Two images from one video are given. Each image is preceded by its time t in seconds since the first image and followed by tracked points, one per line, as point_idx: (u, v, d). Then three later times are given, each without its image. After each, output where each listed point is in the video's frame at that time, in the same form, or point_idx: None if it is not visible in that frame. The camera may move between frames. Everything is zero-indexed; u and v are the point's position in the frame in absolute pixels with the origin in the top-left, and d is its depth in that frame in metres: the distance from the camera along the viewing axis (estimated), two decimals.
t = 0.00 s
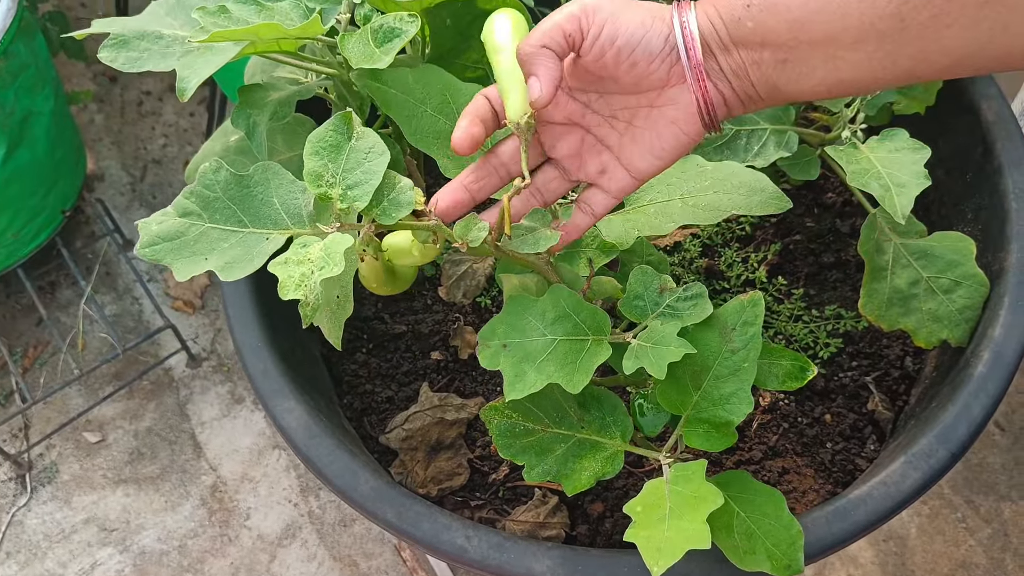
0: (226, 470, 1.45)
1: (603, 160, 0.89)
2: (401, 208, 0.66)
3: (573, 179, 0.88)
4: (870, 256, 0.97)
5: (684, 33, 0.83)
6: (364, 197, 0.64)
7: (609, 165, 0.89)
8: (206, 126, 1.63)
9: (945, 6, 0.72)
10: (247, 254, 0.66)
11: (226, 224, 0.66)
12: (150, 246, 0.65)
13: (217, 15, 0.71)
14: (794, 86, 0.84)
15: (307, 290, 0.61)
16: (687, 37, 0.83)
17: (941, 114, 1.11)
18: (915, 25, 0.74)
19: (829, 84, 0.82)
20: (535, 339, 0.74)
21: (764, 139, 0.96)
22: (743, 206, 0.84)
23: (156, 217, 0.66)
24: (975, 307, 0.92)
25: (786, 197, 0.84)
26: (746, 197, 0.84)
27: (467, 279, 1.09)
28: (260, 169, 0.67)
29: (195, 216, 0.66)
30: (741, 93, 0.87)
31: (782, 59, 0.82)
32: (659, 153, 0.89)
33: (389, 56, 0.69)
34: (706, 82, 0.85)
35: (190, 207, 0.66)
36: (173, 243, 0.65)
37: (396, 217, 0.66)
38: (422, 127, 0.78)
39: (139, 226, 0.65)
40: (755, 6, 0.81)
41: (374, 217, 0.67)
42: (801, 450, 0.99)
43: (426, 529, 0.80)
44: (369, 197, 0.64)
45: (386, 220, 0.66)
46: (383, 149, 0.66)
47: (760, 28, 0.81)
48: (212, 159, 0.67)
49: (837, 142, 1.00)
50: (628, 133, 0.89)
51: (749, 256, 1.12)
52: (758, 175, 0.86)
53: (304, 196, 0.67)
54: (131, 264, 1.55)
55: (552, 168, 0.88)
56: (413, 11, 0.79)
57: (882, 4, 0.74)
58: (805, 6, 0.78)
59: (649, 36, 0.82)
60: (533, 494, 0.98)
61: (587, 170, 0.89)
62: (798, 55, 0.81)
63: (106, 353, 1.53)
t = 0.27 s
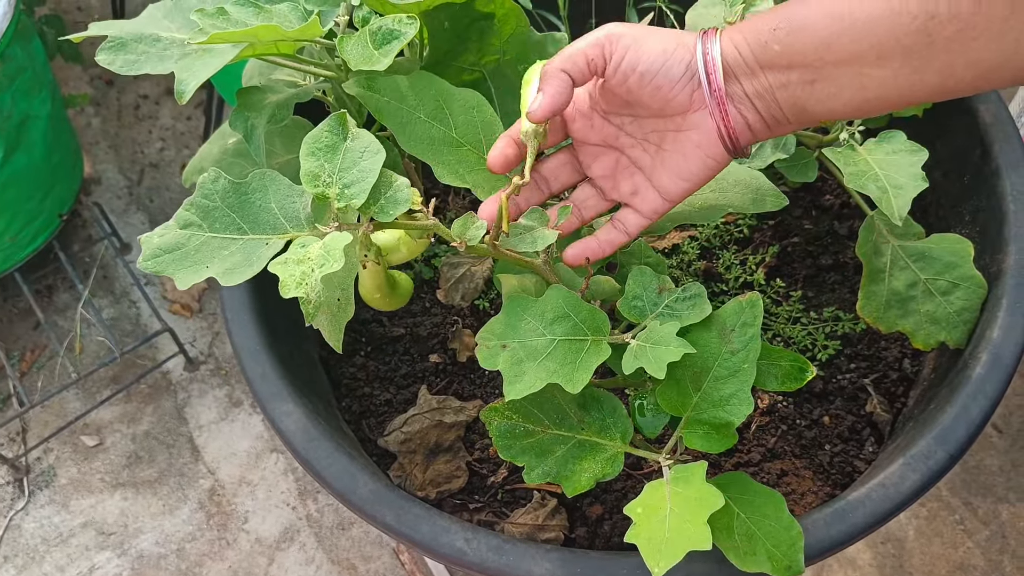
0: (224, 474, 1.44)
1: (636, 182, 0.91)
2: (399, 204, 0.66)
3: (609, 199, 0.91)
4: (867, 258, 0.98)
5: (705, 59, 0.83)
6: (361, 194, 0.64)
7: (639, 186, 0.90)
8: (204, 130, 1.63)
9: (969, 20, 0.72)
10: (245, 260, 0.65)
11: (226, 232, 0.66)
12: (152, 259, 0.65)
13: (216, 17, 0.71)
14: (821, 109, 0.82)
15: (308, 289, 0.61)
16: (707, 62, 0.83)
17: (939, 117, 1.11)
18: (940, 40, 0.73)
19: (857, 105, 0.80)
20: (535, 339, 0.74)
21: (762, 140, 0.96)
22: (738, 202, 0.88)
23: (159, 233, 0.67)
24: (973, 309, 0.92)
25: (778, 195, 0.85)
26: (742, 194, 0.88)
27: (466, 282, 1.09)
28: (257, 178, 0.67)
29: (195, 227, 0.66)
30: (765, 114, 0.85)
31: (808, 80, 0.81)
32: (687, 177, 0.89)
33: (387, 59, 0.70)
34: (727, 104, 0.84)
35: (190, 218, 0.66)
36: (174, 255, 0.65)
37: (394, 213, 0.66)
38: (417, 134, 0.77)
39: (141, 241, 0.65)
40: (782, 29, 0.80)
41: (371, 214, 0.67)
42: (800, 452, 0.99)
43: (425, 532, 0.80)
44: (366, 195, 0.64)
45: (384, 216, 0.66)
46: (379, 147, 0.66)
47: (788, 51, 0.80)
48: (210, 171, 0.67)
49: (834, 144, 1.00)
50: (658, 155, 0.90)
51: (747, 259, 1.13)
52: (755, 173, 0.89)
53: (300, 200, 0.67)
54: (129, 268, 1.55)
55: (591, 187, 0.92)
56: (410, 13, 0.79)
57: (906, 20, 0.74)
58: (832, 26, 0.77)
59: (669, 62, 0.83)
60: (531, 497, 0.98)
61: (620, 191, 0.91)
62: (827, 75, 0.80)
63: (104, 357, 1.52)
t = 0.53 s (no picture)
0: (221, 476, 1.44)
1: (637, 160, 0.89)
2: (402, 194, 0.66)
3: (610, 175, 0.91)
4: (865, 261, 0.98)
5: (706, 34, 0.82)
6: (367, 181, 0.64)
7: (639, 164, 0.89)
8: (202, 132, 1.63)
9: None
10: (252, 244, 0.65)
11: (231, 219, 0.66)
12: (157, 240, 0.64)
13: (213, 19, 0.72)
14: (826, 88, 0.82)
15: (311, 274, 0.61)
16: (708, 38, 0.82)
17: (936, 120, 1.11)
18: (948, 13, 0.74)
19: (865, 79, 0.80)
20: (538, 333, 0.75)
21: (760, 141, 0.96)
22: (734, 204, 0.87)
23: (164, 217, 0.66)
24: (971, 311, 0.92)
25: (774, 196, 0.85)
26: (739, 195, 0.87)
27: (463, 284, 1.09)
28: (264, 167, 0.68)
29: (202, 212, 0.66)
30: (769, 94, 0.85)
31: (812, 54, 0.81)
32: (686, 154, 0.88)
33: (385, 61, 0.70)
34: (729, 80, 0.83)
35: (197, 203, 0.66)
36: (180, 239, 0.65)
37: (397, 203, 0.66)
38: (417, 132, 0.77)
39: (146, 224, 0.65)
40: (787, 5, 0.80)
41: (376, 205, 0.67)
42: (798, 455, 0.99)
43: (422, 534, 0.80)
44: (370, 182, 0.64)
45: (387, 205, 0.67)
46: (384, 137, 0.65)
47: (792, 24, 0.80)
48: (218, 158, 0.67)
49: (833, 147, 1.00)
50: (659, 134, 0.88)
51: (744, 261, 1.13)
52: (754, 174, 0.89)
53: (306, 186, 0.67)
54: (126, 269, 1.55)
55: (592, 163, 0.91)
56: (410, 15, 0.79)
57: None
58: None
59: (668, 39, 0.82)
60: (529, 500, 0.98)
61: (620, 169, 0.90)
62: (832, 48, 0.80)
63: (101, 359, 1.52)
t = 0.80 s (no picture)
0: (218, 478, 1.44)
1: (649, 139, 0.90)
2: (427, 162, 0.67)
3: (622, 155, 0.90)
4: (861, 263, 0.98)
5: (717, 13, 0.81)
6: (394, 146, 0.65)
7: (651, 142, 0.89)
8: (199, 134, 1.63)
9: None
10: (269, 207, 0.65)
11: (251, 181, 0.66)
12: (173, 201, 0.65)
13: (212, 21, 0.72)
14: (834, 65, 0.81)
15: (336, 231, 0.60)
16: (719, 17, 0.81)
17: (934, 122, 1.11)
18: None
19: (871, 58, 0.79)
20: (557, 322, 0.74)
21: (756, 139, 0.96)
22: (744, 198, 0.85)
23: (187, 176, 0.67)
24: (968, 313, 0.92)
25: (784, 190, 0.85)
26: (746, 188, 0.85)
27: (460, 287, 1.10)
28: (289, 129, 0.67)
29: (220, 174, 0.66)
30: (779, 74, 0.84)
31: (820, 33, 0.80)
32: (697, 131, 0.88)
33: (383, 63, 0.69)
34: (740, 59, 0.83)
35: (216, 165, 0.67)
36: (196, 199, 0.66)
37: (423, 170, 0.66)
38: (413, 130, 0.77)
39: (162, 185, 0.66)
40: None
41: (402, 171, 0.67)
42: (795, 458, 0.99)
43: (419, 537, 0.80)
44: (398, 147, 0.65)
45: (413, 169, 0.67)
46: (413, 106, 0.66)
47: (802, 3, 0.79)
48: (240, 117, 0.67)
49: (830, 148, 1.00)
50: (671, 113, 0.89)
51: (742, 264, 1.13)
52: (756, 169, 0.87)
53: (330, 150, 0.66)
54: (123, 272, 1.55)
55: (604, 142, 0.91)
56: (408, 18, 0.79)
57: None
58: None
59: (681, 18, 0.81)
60: (526, 502, 0.98)
61: (632, 149, 0.90)
62: (841, 26, 0.79)
63: (98, 361, 1.52)
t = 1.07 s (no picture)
0: (216, 482, 1.44)
1: (636, 150, 0.88)
2: (404, 179, 0.67)
3: (610, 164, 0.88)
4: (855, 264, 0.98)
5: (705, 22, 0.81)
6: (369, 166, 0.65)
7: (639, 152, 0.88)
8: (195, 137, 1.63)
9: None
10: (248, 236, 0.66)
11: (228, 210, 0.67)
12: (152, 235, 0.66)
13: (205, 26, 0.71)
14: (822, 74, 0.81)
15: (317, 257, 0.61)
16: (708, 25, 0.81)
17: (929, 123, 1.11)
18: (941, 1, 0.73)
19: (858, 66, 0.79)
20: (543, 323, 0.74)
21: (749, 141, 0.96)
22: (729, 198, 0.85)
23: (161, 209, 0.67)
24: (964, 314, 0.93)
25: (769, 190, 0.85)
26: (732, 189, 0.86)
27: (456, 290, 1.10)
28: (261, 157, 0.68)
29: (197, 205, 0.67)
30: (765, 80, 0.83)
31: (808, 42, 0.80)
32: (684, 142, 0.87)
33: (376, 69, 0.69)
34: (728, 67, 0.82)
35: (192, 197, 0.67)
36: (176, 232, 0.66)
37: (401, 188, 0.67)
38: (405, 132, 0.77)
39: (140, 220, 0.66)
40: None
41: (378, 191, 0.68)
42: (792, 459, 0.99)
43: (416, 541, 0.79)
44: (373, 167, 0.65)
45: (389, 188, 0.67)
46: (386, 124, 0.66)
47: (790, 12, 0.79)
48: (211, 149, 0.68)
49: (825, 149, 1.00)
50: (659, 123, 0.88)
51: (738, 265, 1.13)
52: (742, 170, 0.88)
53: (305, 175, 0.68)
54: (120, 276, 1.55)
55: (593, 152, 0.89)
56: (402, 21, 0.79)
57: None
58: None
59: (668, 27, 0.81)
60: (523, 505, 0.98)
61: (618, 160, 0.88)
62: (829, 35, 0.78)
63: (96, 365, 1.52)
